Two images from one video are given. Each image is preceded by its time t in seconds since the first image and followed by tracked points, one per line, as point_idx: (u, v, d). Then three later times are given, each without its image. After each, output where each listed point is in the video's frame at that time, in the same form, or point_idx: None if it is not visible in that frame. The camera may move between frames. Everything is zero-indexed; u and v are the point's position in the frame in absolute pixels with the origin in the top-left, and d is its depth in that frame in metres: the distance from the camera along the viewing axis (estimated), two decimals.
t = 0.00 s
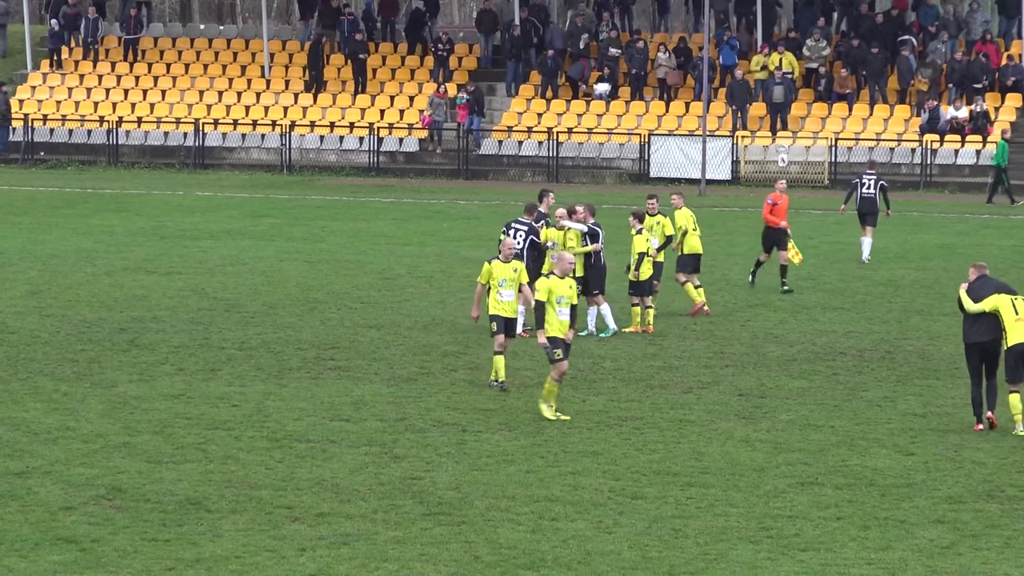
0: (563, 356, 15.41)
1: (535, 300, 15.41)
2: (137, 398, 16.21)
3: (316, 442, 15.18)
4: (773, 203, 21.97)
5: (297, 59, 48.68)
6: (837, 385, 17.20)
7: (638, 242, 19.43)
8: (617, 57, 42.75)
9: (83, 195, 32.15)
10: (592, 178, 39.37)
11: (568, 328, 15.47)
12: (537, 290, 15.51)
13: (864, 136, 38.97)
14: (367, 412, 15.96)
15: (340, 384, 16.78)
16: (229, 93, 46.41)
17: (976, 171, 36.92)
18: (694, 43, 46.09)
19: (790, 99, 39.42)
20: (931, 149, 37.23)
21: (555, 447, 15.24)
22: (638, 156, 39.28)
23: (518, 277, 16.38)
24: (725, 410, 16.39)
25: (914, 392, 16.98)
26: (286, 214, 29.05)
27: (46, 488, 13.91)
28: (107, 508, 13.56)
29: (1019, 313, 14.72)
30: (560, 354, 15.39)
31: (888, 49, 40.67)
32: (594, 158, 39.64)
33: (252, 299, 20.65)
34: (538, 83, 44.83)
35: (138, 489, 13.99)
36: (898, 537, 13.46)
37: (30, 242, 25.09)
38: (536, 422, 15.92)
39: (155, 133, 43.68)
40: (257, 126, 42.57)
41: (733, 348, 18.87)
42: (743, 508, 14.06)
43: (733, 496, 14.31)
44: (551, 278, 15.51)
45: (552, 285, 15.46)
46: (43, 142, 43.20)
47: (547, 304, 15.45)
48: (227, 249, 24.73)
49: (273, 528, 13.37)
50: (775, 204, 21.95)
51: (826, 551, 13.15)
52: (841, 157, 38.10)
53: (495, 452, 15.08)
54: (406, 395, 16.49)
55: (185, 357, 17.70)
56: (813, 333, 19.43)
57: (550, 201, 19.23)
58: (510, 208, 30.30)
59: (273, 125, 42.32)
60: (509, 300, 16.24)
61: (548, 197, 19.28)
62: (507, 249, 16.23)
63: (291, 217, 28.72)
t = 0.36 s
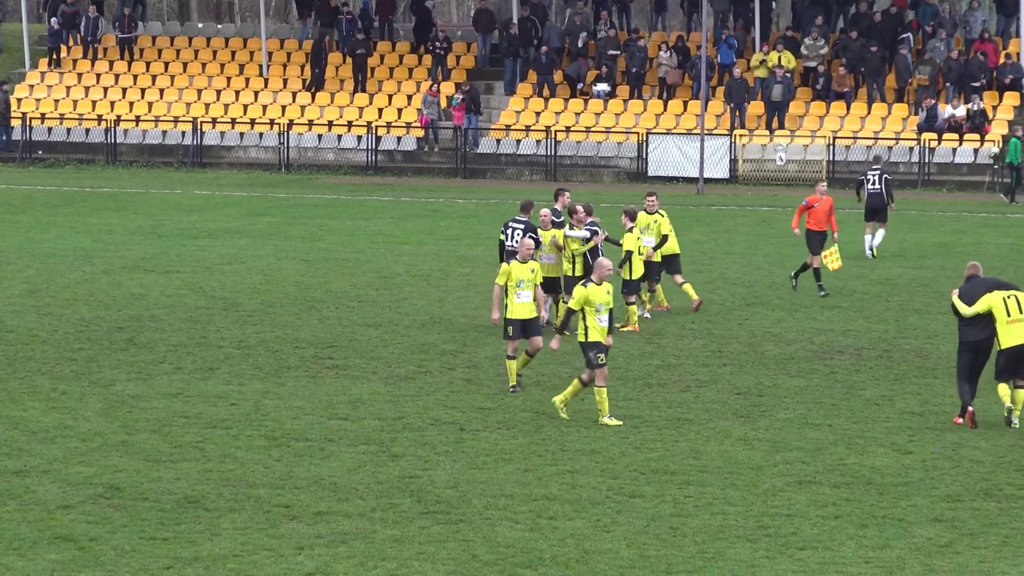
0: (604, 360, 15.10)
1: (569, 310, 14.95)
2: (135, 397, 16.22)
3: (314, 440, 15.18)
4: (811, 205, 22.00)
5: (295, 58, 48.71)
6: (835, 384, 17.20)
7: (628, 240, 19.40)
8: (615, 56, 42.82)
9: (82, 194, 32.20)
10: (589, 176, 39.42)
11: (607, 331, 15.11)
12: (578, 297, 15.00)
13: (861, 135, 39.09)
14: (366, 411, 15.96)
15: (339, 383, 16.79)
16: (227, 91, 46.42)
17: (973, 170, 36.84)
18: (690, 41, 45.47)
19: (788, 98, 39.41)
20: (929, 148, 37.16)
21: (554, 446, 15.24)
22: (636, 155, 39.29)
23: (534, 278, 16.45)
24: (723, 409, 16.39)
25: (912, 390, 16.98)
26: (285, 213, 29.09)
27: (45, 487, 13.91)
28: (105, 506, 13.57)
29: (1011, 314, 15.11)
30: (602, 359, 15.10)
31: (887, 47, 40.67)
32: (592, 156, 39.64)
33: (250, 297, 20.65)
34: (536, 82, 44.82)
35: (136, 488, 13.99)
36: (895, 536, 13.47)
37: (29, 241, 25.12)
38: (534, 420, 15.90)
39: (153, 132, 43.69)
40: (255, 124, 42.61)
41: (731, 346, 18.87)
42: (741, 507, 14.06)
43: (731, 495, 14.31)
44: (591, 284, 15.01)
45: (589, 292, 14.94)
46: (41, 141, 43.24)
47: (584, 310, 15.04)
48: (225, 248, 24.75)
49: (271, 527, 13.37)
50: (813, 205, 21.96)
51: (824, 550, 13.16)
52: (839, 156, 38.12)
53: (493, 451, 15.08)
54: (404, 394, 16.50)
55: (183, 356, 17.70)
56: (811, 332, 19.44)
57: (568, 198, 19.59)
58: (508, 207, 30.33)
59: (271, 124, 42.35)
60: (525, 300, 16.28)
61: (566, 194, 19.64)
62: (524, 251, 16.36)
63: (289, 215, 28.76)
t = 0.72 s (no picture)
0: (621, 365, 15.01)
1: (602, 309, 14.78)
2: (127, 397, 16.21)
3: (305, 440, 15.18)
4: (849, 206, 21.47)
5: (287, 58, 48.70)
6: (827, 383, 17.21)
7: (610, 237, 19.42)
8: (607, 56, 42.84)
9: (73, 193, 32.26)
10: (581, 176, 39.46)
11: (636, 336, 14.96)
12: (615, 296, 14.77)
13: (852, 134, 39.04)
14: (357, 411, 15.96)
15: (330, 383, 16.78)
16: (218, 90, 46.40)
17: (965, 170, 36.77)
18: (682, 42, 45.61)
19: (777, 97, 39.69)
20: (920, 147, 37.08)
21: (546, 445, 15.23)
22: (628, 155, 39.28)
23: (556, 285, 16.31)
24: (715, 408, 16.39)
25: (904, 390, 16.99)
26: (276, 212, 29.12)
27: (36, 487, 13.90)
28: (96, 506, 13.56)
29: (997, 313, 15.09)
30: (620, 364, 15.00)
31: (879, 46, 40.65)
32: (584, 156, 39.55)
33: (242, 297, 20.66)
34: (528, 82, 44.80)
35: (128, 488, 13.98)
36: (887, 536, 13.48)
37: (20, 241, 25.12)
38: (526, 420, 15.89)
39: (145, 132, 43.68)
40: (247, 124, 42.65)
41: (722, 346, 18.88)
42: (732, 507, 14.07)
43: (722, 494, 14.32)
44: (627, 283, 14.84)
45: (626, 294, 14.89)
46: (32, 140, 43.26)
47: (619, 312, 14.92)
48: (215, 248, 24.76)
49: (262, 527, 13.36)
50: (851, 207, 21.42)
51: (815, 549, 13.17)
52: (830, 156, 38.10)
53: (485, 450, 15.08)
54: (396, 393, 16.50)
55: (174, 356, 17.69)
56: (802, 331, 19.45)
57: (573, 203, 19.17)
58: (499, 207, 30.35)
59: (263, 123, 42.39)
60: (545, 306, 16.12)
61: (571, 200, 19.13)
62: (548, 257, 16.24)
63: (280, 215, 28.78)
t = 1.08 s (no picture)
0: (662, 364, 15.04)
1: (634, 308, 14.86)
2: (116, 397, 16.21)
3: (294, 440, 15.18)
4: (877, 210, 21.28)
5: (276, 59, 48.73)
6: (815, 383, 17.21)
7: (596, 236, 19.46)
8: (596, 56, 42.73)
9: (61, 193, 32.24)
10: (570, 177, 39.43)
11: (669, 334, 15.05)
12: (647, 294, 14.85)
13: (841, 134, 39.03)
14: (346, 410, 15.96)
15: (319, 383, 16.78)
16: (206, 91, 46.33)
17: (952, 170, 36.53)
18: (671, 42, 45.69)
19: (759, 97, 39.85)
20: (909, 147, 37.03)
21: (534, 445, 15.23)
22: (616, 155, 39.17)
23: (573, 288, 16.36)
24: (703, 408, 16.40)
25: (892, 390, 17.00)
26: (264, 213, 29.12)
27: (24, 487, 13.90)
28: (85, 506, 13.56)
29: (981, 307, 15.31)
30: (661, 360, 15.04)
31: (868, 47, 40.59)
32: (572, 156, 39.57)
33: (230, 297, 20.66)
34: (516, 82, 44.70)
35: (116, 488, 13.98)
36: (875, 535, 13.49)
37: (8, 241, 25.10)
38: (515, 420, 15.88)
39: (133, 132, 43.55)
40: (235, 125, 42.58)
41: (711, 346, 18.89)
42: (720, 507, 14.07)
43: (711, 494, 14.33)
44: (660, 282, 14.96)
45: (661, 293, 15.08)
46: (20, 141, 43.19)
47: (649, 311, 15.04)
48: (204, 248, 24.77)
49: (251, 527, 13.36)
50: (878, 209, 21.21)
51: (803, 549, 13.18)
52: (818, 156, 37.89)
53: (473, 450, 15.09)
54: (384, 393, 16.50)
55: (163, 356, 17.70)
56: (791, 331, 19.46)
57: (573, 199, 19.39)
58: (489, 208, 30.39)
59: (251, 123, 42.33)
60: (565, 308, 16.10)
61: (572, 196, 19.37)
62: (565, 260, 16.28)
63: (269, 215, 28.78)
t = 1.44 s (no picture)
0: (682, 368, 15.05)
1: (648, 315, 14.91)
2: (87, 396, 16.19)
3: (265, 440, 15.16)
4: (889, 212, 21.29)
5: (249, 58, 48.56)
6: (787, 383, 17.23)
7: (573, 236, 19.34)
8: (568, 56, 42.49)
9: (33, 193, 32.21)
10: (541, 177, 39.31)
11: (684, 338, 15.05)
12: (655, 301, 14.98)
13: (813, 134, 38.70)
14: (317, 410, 15.95)
15: (290, 382, 16.77)
16: (179, 90, 46.19)
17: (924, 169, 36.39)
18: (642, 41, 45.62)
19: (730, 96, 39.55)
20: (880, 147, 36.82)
21: (506, 445, 15.22)
22: (588, 154, 39.10)
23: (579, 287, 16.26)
24: (675, 408, 16.40)
25: (863, 389, 17.00)
26: (236, 212, 29.11)
27: None
28: (55, 506, 13.55)
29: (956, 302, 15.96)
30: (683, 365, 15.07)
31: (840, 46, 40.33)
32: (544, 155, 39.44)
33: (202, 297, 20.65)
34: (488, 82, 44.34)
35: (87, 488, 13.96)
36: (846, 535, 13.50)
37: None
38: (486, 419, 15.87)
39: (105, 131, 43.39)
40: (207, 124, 42.60)
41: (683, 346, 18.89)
42: (692, 506, 14.07)
43: (682, 493, 14.33)
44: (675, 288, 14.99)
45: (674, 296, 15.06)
46: None
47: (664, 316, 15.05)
48: (175, 248, 24.74)
49: (222, 527, 13.35)
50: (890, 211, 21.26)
51: (775, 548, 13.18)
52: (790, 156, 37.74)
53: (444, 450, 15.08)
54: (356, 393, 16.49)
55: (135, 356, 17.68)
56: (764, 330, 19.47)
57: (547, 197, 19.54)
58: (462, 207, 30.39)
59: (223, 122, 42.37)
60: (570, 309, 16.04)
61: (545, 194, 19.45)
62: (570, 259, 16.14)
63: (240, 215, 28.77)
